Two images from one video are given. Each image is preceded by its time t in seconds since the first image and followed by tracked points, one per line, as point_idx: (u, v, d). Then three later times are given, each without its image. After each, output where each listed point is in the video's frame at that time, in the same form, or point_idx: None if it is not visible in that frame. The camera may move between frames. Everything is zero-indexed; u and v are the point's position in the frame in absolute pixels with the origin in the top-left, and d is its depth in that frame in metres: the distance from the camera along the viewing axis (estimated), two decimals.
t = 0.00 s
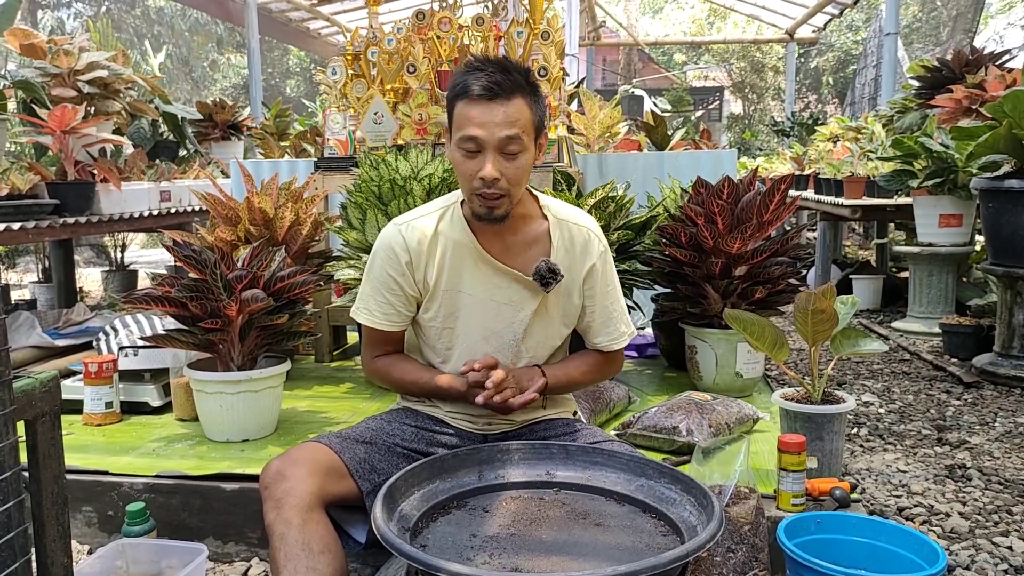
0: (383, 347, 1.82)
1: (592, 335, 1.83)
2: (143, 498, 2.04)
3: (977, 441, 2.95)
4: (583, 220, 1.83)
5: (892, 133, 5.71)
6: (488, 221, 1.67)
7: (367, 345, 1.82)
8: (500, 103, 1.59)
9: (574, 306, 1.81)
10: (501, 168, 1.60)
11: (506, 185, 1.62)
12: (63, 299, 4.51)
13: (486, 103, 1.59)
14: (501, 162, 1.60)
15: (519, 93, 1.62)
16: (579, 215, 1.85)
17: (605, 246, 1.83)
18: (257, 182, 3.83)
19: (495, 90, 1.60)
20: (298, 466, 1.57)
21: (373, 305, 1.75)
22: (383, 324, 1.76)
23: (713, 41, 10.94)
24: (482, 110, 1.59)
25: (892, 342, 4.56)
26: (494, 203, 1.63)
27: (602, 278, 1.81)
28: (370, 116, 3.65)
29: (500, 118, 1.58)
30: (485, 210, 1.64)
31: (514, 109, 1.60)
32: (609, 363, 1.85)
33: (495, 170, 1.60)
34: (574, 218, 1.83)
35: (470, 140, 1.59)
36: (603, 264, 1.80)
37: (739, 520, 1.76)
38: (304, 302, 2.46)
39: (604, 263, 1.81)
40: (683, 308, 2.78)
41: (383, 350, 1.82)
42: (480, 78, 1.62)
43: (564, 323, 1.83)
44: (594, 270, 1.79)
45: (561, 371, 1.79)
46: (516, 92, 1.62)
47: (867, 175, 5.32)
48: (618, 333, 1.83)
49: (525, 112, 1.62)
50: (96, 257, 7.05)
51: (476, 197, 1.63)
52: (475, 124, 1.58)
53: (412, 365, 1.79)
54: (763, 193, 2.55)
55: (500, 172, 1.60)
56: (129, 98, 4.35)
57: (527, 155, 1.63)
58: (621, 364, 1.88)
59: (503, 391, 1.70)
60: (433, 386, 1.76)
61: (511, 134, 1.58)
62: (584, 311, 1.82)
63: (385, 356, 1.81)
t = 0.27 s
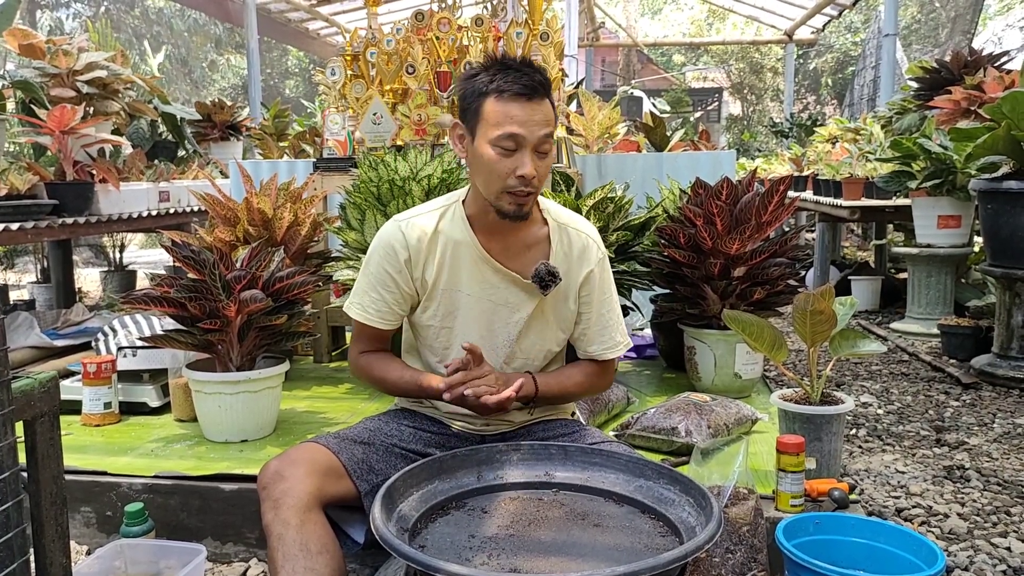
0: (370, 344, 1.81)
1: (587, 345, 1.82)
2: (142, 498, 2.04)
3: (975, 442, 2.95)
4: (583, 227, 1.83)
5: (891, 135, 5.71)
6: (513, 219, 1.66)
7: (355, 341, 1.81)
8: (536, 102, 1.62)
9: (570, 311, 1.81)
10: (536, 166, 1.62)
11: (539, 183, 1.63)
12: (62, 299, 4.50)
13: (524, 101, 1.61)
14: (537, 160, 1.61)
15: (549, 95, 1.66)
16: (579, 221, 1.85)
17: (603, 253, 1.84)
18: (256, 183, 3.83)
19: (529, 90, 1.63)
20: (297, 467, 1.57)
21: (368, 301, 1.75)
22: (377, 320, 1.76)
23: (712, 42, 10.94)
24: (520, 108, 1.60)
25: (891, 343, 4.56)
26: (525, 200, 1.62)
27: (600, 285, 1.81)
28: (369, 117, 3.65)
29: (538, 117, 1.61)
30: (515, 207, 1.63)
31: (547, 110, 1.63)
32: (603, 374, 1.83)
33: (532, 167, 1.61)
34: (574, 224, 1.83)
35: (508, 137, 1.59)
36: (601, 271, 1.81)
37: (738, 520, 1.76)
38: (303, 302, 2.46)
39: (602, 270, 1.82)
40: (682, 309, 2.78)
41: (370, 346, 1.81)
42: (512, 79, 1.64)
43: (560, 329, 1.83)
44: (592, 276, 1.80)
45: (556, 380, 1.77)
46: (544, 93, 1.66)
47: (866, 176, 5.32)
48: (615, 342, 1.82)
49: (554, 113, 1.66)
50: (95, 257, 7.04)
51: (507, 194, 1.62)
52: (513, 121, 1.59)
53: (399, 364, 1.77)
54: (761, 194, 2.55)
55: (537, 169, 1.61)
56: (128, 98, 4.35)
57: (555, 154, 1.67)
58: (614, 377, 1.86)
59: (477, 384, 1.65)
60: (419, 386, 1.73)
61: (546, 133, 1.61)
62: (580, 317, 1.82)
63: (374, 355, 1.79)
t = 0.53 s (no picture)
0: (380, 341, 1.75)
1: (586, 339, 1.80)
2: (142, 498, 2.04)
3: (976, 443, 2.94)
4: (583, 223, 1.84)
5: (891, 134, 5.71)
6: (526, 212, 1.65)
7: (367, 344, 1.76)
8: (541, 95, 1.63)
9: (571, 307, 1.80)
10: (545, 158, 1.62)
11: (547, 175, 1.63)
12: (62, 299, 4.51)
13: (530, 94, 1.61)
14: (545, 151, 1.62)
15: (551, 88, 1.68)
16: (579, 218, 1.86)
17: (604, 249, 1.84)
18: (257, 183, 3.84)
19: (534, 84, 1.63)
20: (297, 466, 1.57)
21: (376, 297, 1.73)
22: (394, 319, 1.74)
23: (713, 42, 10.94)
24: (527, 101, 1.60)
25: (892, 343, 4.56)
26: (534, 191, 1.62)
27: (600, 281, 1.81)
28: (370, 116, 3.65)
29: (545, 109, 1.62)
30: (528, 199, 1.62)
31: (551, 102, 1.65)
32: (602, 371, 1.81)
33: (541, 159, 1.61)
34: (574, 220, 1.83)
35: (517, 130, 1.59)
36: (602, 267, 1.81)
37: (739, 521, 1.76)
38: (303, 302, 2.46)
39: (602, 267, 1.82)
40: (682, 309, 2.78)
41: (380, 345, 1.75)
42: (517, 74, 1.64)
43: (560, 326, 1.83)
44: (593, 273, 1.80)
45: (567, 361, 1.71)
46: (547, 88, 1.67)
47: (867, 176, 5.32)
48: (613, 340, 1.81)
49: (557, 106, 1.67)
50: (96, 257, 7.05)
51: (519, 188, 1.61)
52: (520, 115, 1.60)
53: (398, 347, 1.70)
54: (762, 194, 2.55)
55: (546, 160, 1.61)
56: (129, 98, 4.35)
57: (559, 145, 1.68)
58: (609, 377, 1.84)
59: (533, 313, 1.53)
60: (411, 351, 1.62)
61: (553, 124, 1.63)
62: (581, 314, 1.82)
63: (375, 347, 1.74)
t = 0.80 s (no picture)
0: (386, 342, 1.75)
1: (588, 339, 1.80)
2: (143, 498, 2.04)
3: (976, 442, 2.95)
4: (584, 224, 1.84)
5: (891, 134, 5.71)
6: (524, 217, 1.65)
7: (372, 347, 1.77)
8: (540, 100, 1.63)
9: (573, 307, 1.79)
10: (544, 163, 1.62)
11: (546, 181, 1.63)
12: (62, 299, 4.50)
13: (529, 100, 1.61)
14: (544, 156, 1.62)
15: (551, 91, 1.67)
16: (580, 218, 1.86)
17: (605, 250, 1.84)
18: (257, 183, 3.84)
19: (532, 89, 1.63)
20: (297, 467, 1.57)
21: (381, 298, 1.73)
22: (402, 320, 1.72)
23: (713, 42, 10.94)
24: (526, 106, 1.60)
25: (892, 343, 4.56)
26: (533, 196, 1.62)
27: (602, 282, 1.81)
28: (370, 117, 3.65)
29: (545, 114, 1.62)
30: (525, 205, 1.62)
31: (550, 107, 1.64)
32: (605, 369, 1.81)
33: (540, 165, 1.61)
34: (575, 221, 1.84)
35: (516, 137, 1.59)
36: (603, 267, 1.81)
37: (739, 521, 1.76)
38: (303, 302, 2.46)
39: (603, 268, 1.82)
40: (682, 309, 2.78)
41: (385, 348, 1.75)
42: (516, 79, 1.64)
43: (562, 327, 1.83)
44: (594, 274, 1.80)
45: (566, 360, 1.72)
46: (547, 93, 1.67)
47: (867, 176, 5.32)
48: (614, 340, 1.81)
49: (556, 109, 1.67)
50: (96, 258, 7.05)
51: (519, 193, 1.61)
52: (520, 121, 1.59)
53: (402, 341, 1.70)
54: (762, 194, 2.55)
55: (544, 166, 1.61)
56: (129, 98, 4.35)
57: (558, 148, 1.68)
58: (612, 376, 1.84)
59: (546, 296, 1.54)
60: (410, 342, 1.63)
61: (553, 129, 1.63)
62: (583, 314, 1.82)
63: (379, 346, 1.73)
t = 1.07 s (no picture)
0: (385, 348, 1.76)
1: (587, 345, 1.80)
2: (141, 499, 2.03)
3: (974, 442, 2.95)
4: (586, 229, 1.83)
5: (890, 134, 5.72)
6: (524, 226, 1.66)
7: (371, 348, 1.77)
8: (545, 112, 1.62)
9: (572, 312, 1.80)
10: (546, 175, 1.62)
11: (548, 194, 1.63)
12: (61, 300, 4.50)
13: (534, 113, 1.60)
14: (547, 169, 1.62)
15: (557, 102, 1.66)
16: (582, 223, 1.85)
17: (606, 255, 1.84)
18: (255, 183, 3.83)
19: (537, 100, 1.62)
20: (295, 467, 1.57)
21: (380, 302, 1.73)
22: (395, 324, 1.73)
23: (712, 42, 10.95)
24: (530, 120, 1.60)
25: (890, 343, 4.57)
26: (533, 208, 1.62)
27: (602, 287, 1.81)
28: (369, 117, 3.65)
29: (549, 128, 1.61)
30: (526, 216, 1.63)
31: (555, 119, 1.64)
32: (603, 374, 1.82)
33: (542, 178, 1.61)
34: (576, 226, 1.83)
35: (519, 149, 1.58)
36: (603, 273, 1.81)
37: (738, 520, 1.76)
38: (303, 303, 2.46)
39: (603, 274, 1.82)
40: (681, 309, 2.79)
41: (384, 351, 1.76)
42: (521, 89, 1.63)
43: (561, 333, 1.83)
44: (595, 280, 1.80)
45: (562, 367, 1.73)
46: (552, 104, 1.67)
47: (866, 176, 5.32)
48: (613, 346, 1.81)
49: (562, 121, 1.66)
50: (94, 258, 7.04)
51: (519, 205, 1.62)
52: (524, 134, 1.59)
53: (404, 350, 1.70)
54: (761, 194, 2.55)
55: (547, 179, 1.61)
56: (127, 99, 4.35)
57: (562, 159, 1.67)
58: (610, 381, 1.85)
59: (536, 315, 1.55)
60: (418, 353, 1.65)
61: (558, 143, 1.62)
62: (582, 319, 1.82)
63: (380, 353, 1.74)
